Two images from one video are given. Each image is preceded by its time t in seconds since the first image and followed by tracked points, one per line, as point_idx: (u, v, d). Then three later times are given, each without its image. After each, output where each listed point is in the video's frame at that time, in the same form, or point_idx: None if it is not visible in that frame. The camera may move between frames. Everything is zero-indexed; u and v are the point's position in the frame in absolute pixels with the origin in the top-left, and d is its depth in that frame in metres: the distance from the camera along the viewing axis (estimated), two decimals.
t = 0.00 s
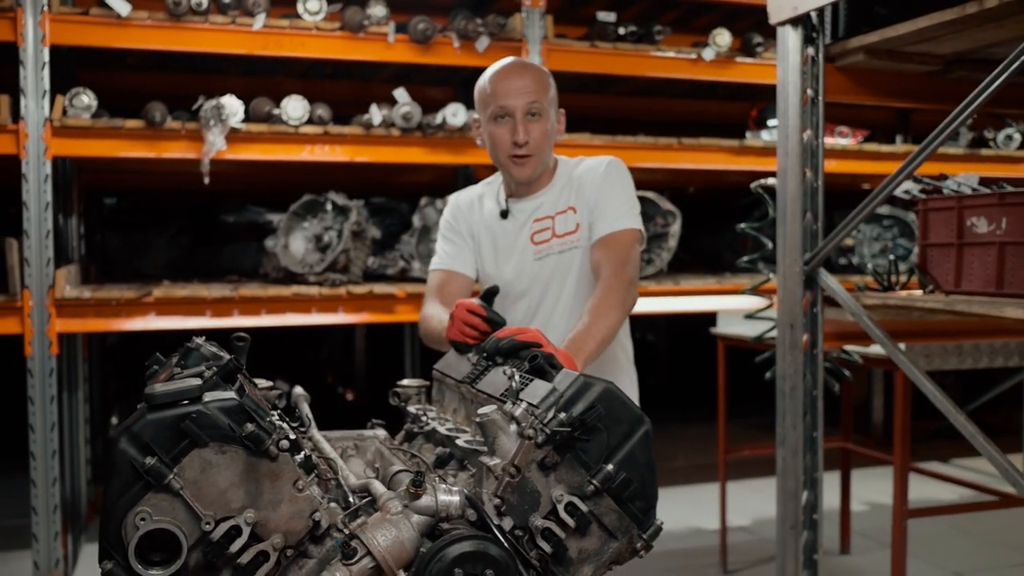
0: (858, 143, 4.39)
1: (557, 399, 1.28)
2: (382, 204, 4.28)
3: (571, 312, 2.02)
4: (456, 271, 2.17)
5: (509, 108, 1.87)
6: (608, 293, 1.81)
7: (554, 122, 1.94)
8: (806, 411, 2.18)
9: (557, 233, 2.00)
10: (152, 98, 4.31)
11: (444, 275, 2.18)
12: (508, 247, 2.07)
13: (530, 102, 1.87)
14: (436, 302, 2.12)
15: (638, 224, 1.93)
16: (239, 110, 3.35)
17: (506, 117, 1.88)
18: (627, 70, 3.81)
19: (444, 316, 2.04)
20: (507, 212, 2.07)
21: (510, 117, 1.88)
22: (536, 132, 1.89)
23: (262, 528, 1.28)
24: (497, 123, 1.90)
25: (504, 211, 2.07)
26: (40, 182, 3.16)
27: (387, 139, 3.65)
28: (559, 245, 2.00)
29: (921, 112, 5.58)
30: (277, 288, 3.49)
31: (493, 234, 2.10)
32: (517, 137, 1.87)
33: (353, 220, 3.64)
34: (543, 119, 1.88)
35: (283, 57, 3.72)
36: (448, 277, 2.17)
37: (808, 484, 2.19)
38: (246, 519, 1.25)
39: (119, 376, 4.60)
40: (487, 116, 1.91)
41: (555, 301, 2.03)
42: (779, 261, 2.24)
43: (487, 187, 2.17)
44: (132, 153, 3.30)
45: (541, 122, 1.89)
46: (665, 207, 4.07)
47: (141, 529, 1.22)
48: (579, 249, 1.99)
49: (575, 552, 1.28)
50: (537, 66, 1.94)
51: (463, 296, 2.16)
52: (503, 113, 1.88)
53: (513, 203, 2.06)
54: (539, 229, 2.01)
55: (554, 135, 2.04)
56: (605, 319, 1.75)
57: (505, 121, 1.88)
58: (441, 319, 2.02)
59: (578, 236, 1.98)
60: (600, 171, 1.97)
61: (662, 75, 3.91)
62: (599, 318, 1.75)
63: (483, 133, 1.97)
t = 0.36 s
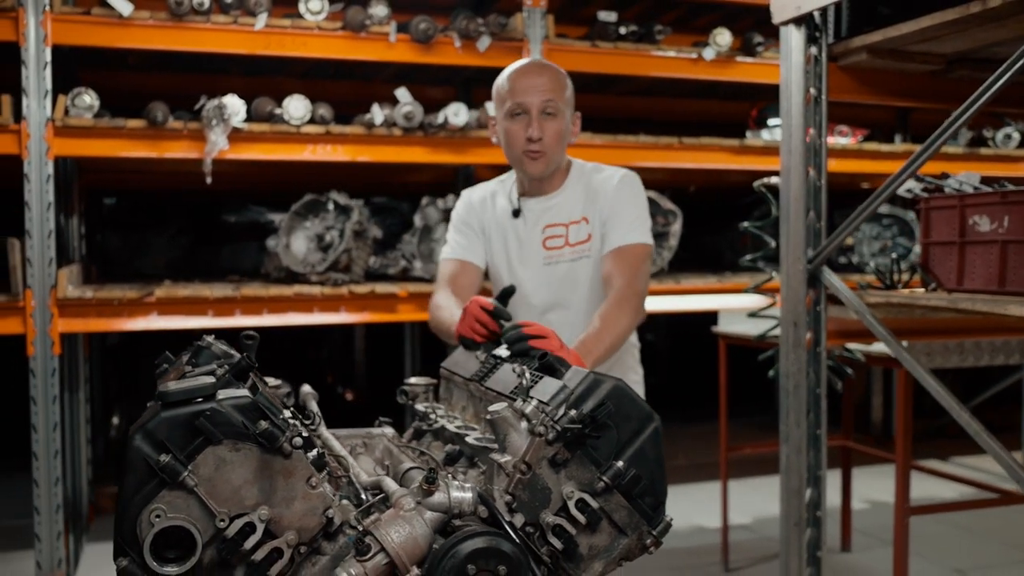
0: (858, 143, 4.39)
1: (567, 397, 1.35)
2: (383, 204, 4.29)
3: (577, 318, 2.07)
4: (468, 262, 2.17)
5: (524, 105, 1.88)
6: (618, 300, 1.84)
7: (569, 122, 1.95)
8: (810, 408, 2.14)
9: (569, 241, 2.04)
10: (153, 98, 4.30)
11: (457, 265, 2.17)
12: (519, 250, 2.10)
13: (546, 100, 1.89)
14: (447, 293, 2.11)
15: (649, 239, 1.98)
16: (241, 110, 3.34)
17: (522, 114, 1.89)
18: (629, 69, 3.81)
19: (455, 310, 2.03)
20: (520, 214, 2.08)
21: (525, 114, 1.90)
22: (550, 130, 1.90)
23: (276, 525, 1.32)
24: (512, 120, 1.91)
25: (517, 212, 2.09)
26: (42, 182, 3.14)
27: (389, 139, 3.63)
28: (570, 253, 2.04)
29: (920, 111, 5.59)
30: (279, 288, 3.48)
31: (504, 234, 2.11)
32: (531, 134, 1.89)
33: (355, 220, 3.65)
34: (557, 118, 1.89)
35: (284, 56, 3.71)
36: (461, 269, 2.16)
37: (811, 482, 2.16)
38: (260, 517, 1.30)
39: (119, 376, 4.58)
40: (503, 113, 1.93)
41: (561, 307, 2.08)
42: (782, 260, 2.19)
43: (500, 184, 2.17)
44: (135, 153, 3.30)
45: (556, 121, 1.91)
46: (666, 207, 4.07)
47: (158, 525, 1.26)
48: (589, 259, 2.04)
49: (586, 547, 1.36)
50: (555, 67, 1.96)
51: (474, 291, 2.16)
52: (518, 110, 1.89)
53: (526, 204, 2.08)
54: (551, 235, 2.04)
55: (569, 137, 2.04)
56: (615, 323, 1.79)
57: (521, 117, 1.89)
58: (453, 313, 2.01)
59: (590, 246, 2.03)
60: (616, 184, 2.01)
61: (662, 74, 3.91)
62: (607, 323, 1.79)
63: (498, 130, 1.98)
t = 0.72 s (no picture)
0: (851, 143, 4.41)
1: (570, 392, 1.46)
2: (378, 202, 4.29)
3: (589, 304, 1.99)
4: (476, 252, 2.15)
5: (539, 85, 1.92)
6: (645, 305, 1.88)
7: (581, 108, 1.98)
8: (806, 406, 2.10)
9: (582, 224, 1.99)
10: (147, 96, 4.28)
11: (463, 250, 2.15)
12: (530, 232, 2.04)
13: (561, 82, 1.93)
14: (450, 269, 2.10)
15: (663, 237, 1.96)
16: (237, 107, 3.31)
17: (536, 94, 1.92)
18: (624, 69, 3.81)
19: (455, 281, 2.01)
20: (531, 198, 2.05)
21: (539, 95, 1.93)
22: (563, 109, 1.92)
23: (282, 519, 1.38)
24: (526, 101, 1.93)
25: (527, 196, 2.05)
26: (37, 180, 3.11)
27: (385, 138, 3.62)
28: (583, 236, 1.99)
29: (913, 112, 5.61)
30: (275, 286, 3.47)
31: (514, 218, 2.07)
32: (545, 110, 1.90)
33: (352, 218, 3.63)
34: (571, 98, 1.92)
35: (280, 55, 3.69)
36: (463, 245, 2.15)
37: (808, 479, 2.12)
38: (266, 511, 1.36)
39: (113, 375, 4.55)
40: (518, 97, 1.96)
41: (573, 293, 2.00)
42: (779, 259, 2.17)
43: (509, 175, 2.15)
44: (130, 151, 3.28)
45: (570, 102, 1.93)
46: (661, 206, 4.07)
47: (163, 520, 1.31)
48: (601, 243, 1.98)
49: (589, 542, 1.48)
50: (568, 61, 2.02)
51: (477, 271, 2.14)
52: (533, 90, 1.92)
53: (537, 189, 2.04)
54: (563, 217, 1.99)
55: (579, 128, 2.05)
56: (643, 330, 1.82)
57: (534, 97, 1.92)
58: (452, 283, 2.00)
59: (603, 231, 1.98)
60: (629, 174, 1.99)
61: (657, 74, 3.92)
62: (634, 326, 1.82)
63: (512, 117, 2.00)
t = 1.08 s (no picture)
0: (839, 143, 4.43)
1: (565, 390, 1.47)
2: (368, 200, 4.28)
3: (593, 297, 1.92)
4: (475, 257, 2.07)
5: (536, 83, 1.91)
6: (668, 316, 2.00)
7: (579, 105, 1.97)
8: (796, 404, 2.11)
9: (587, 216, 1.93)
10: (135, 92, 4.24)
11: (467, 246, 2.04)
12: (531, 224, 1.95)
13: (558, 79, 1.91)
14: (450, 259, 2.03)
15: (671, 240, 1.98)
16: (228, 104, 3.29)
17: (534, 92, 1.91)
18: (614, 68, 3.81)
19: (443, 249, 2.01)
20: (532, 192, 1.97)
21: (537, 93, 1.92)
22: (561, 106, 1.91)
23: (279, 516, 1.39)
24: (524, 98, 1.92)
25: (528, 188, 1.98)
26: (25, 177, 3.07)
27: (376, 136, 3.61)
28: (587, 227, 1.93)
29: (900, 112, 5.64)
30: (265, 283, 3.45)
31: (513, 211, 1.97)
32: (543, 108, 1.89)
33: (341, 216, 3.62)
34: (568, 95, 1.91)
35: (269, 52, 3.66)
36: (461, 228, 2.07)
37: (797, 476, 2.12)
38: (262, 508, 1.36)
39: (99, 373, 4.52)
40: (516, 95, 1.95)
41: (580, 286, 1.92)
42: (769, 258, 2.18)
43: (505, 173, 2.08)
44: (119, 148, 3.24)
45: (568, 99, 1.92)
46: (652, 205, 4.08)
47: (159, 516, 1.31)
48: (606, 236, 1.93)
49: (583, 539, 1.49)
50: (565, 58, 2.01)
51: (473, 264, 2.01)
52: (531, 88, 1.91)
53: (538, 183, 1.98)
54: (567, 208, 1.93)
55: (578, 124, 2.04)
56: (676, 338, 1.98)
57: (532, 94, 1.91)
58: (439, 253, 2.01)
59: (608, 224, 1.93)
60: (635, 173, 1.97)
61: (647, 73, 3.92)
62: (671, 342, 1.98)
63: (512, 116, 1.99)
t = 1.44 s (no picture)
0: (816, 144, 4.47)
1: (546, 388, 1.48)
2: (346, 199, 4.25)
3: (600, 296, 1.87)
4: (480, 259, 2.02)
5: (545, 83, 1.87)
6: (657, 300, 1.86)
7: (591, 103, 1.91)
8: (773, 403, 2.12)
9: (598, 215, 1.87)
10: (110, 88, 4.18)
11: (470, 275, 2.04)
12: (542, 221, 1.90)
13: (566, 79, 1.86)
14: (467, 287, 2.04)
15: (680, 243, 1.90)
16: (205, 102, 3.24)
17: (543, 93, 1.87)
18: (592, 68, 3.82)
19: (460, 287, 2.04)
20: (544, 189, 1.91)
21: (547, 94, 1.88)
22: (570, 107, 1.86)
23: (259, 516, 1.38)
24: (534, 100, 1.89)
25: (541, 186, 1.92)
26: None
27: (354, 134, 3.59)
28: (598, 227, 1.87)
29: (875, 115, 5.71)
30: (242, 282, 3.42)
31: (523, 209, 1.92)
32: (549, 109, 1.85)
33: (318, 214, 3.58)
34: (577, 95, 1.86)
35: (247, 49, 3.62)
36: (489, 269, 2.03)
37: (775, 475, 2.14)
38: (242, 507, 1.35)
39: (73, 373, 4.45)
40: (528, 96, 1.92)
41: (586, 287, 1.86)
42: (748, 257, 2.19)
43: (519, 171, 2.02)
44: (95, 145, 3.20)
45: (577, 99, 1.87)
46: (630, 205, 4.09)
47: (137, 516, 1.30)
48: (617, 237, 1.87)
49: (564, 537, 1.50)
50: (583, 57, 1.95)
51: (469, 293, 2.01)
52: (541, 88, 1.87)
53: (550, 181, 1.92)
54: (579, 207, 1.87)
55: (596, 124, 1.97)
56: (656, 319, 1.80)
57: (542, 95, 1.87)
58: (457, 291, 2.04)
59: (620, 224, 1.87)
60: (649, 175, 1.91)
61: (626, 74, 3.93)
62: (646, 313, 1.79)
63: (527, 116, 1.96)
